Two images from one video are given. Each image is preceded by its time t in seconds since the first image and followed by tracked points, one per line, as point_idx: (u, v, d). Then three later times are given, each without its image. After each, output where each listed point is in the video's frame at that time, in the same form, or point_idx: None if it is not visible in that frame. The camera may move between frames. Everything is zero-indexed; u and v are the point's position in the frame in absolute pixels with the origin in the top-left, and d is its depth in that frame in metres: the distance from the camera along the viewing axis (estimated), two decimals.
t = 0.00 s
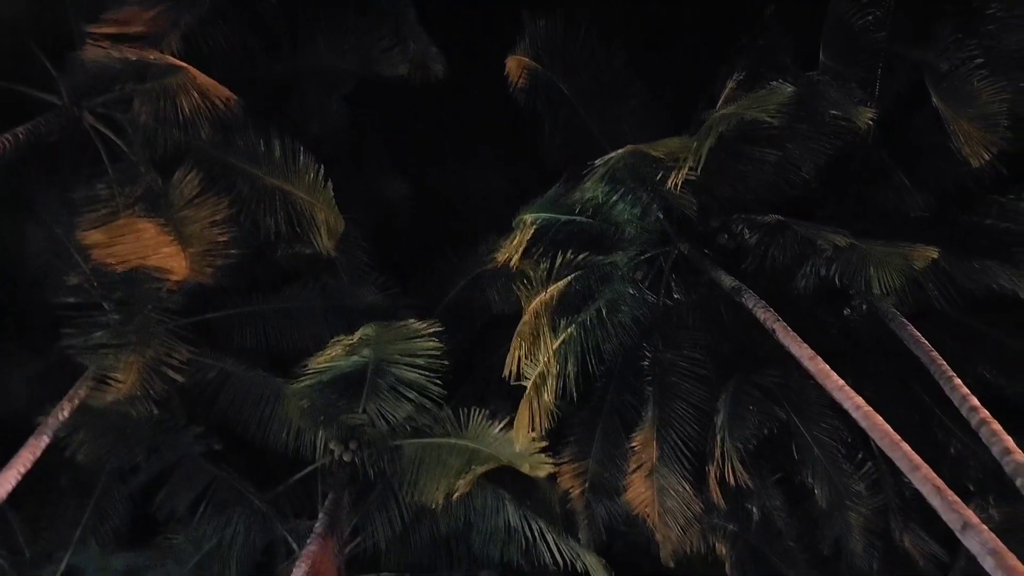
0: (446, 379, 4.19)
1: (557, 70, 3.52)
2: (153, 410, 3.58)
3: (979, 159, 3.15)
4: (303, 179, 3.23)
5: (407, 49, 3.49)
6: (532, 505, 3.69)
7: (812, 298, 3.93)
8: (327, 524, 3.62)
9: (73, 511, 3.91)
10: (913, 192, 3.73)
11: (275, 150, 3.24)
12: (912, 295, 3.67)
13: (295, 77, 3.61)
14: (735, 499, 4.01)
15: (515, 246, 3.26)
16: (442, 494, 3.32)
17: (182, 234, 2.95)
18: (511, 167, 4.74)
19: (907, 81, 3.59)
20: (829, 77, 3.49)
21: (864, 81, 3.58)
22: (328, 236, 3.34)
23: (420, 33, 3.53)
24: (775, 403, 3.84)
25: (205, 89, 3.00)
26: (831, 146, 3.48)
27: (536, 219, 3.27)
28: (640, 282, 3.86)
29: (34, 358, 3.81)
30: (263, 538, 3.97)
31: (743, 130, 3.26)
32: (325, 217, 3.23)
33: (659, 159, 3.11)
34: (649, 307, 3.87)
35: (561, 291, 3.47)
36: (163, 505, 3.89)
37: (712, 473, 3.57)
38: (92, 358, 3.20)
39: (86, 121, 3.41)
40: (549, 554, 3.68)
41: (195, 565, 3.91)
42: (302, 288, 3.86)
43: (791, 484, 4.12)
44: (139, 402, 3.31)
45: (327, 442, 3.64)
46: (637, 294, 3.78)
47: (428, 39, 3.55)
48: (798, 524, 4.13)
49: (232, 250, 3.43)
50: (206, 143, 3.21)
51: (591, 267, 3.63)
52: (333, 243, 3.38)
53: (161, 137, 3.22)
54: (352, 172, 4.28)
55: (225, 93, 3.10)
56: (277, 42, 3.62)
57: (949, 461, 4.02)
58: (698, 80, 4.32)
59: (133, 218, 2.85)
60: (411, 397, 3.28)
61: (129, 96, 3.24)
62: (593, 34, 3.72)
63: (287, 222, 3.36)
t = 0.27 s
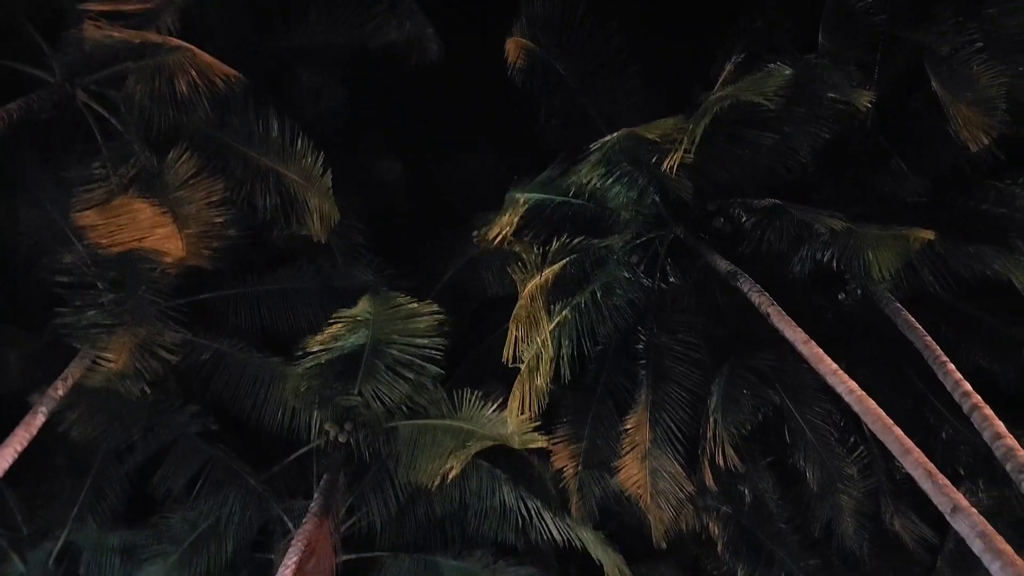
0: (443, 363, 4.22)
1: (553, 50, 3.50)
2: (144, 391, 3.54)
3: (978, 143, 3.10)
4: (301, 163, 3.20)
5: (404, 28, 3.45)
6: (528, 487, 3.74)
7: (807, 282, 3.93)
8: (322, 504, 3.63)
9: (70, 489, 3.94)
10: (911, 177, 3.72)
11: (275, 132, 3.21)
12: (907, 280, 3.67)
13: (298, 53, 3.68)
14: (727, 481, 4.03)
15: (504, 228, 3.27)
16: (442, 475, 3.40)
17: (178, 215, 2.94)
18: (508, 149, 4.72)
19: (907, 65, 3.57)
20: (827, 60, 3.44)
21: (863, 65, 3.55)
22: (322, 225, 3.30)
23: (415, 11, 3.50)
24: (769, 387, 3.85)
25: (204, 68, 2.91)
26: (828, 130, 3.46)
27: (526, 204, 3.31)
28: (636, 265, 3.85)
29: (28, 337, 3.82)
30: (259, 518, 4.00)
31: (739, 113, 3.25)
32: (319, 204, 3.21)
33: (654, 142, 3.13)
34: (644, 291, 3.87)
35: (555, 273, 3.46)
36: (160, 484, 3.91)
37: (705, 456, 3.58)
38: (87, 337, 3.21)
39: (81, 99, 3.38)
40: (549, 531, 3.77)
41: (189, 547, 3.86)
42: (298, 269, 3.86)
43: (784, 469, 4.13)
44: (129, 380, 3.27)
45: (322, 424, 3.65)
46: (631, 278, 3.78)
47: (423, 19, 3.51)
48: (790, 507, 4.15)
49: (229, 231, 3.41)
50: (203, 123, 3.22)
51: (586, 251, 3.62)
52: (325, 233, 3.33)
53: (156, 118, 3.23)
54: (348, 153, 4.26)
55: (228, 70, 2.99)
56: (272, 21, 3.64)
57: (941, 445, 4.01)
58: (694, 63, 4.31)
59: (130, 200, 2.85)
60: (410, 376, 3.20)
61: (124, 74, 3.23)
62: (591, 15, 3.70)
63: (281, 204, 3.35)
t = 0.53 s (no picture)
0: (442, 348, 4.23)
1: (552, 35, 3.49)
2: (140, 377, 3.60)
3: (979, 126, 3.08)
4: (299, 153, 3.20)
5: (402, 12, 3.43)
6: (529, 471, 3.77)
7: (805, 267, 3.94)
8: (322, 490, 3.65)
9: (71, 476, 3.95)
10: (911, 161, 3.71)
11: (275, 121, 3.21)
12: (907, 265, 3.66)
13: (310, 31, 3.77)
14: (726, 465, 4.06)
15: (499, 204, 3.33)
16: (441, 460, 3.41)
17: (176, 202, 2.92)
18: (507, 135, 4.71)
19: (908, 48, 3.55)
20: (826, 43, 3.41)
21: (864, 48, 3.52)
22: (318, 216, 3.28)
23: None
24: (767, 372, 3.86)
25: (204, 55, 2.84)
26: (828, 114, 3.45)
27: (519, 183, 3.38)
28: (635, 251, 3.83)
29: (24, 325, 3.79)
30: (259, 503, 4.01)
31: (739, 98, 3.22)
32: (316, 193, 3.19)
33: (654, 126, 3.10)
34: (643, 277, 3.87)
35: (555, 259, 3.45)
36: (161, 470, 3.91)
37: (704, 441, 3.60)
38: (77, 326, 3.17)
39: (77, 86, 3.36)
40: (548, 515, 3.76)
41: (190, 533, 3.86)
42: (297, 256, 3.86)
43: (782, 454, 4.15)
44: (123, 365, 3.30)
45: (322, 410, 3.65)
46: (630, 264, 3.77)
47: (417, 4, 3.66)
48: (788, 491, 4.17)
49: (227, 222, 3.41)
50: (200, 112, 3.25)
51: (585, 237, 3.62)
52: (321, 223, 3.32)
53: (155, 105, 3.23)
54: (346, 139, 4.25)
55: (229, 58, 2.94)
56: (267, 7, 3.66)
57: (938, 430, 4.03)
58: (694, 48, 4.29)
59: (127, 186, 2.81)
60: (407, 361, 3.23)
61: (120, 61, 3.21)
62: None
63: (277, 192, 3.32)
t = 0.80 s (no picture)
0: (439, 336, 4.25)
1: (548, 17, 3.48)
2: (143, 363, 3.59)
3: (980, 107, 3.07)
4: (296, 142, 3.18)
5: None
6: (531, 456, 3.79)
7: (805, 250, 3.94)
8: (326, 476, 3.66)
9: (76, 463, 3.97)
10: (912, 143, 3.69)
11: (271, 111, 3.20)
12: (908, 247, 3.65)
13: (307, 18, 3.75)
14: (727, 448, 4.08)
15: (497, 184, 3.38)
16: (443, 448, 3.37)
17: (173, 190, 2.92)
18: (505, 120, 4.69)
19: (910, 29, 3.51)
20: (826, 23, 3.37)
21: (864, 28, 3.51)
22: (315, 203, 3.27)
23: None
24: (767, 355, 3.86)
25: (199, 47, 2.86)
26: (828, 95, 3.42)
27: (517, 163, 3.42)
28: (635, 236, 3.82)
29: (25, 315, 3.80)
30: (263, 488, 4.05)
31: (739, 81, 3.18)
32: (314, 182, 3.18)
33: (655, 107, 3.09)
34: (643, 261, 3.86)
35: (555, 244, 3.46)
36: (164, 456, 3.93)
37: (704, 425, 3.60)
38: (78, 317, 3.17)
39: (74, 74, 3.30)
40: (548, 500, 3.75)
41: (195, 519, 3.90)
42: (296, 243, 3.86)
43: (784, 437, 4.15)
44: (122, 356, 3.26)
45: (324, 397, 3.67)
46: (629, 249, 3.75)
47: None
48: (788, 474, 4.18)
49: (225, 211, 3.41)
50: (195, 100, 3.22)
51: (585, 222, 3.62)
52: (318, 211, 3.34)
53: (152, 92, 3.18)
54: (344, 125, 4.23)
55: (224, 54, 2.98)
56: None
57: (939, 412, 4.03)
58: (692, 30, 4.26)
59: (124, 175, 2.79)
60: (405, 350, 3.25)
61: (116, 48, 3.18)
62: None
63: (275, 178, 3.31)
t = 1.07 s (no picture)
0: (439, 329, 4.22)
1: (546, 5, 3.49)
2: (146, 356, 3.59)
3: (980, 90, 3.05)
4: (290, 134, 3.17)
5: None
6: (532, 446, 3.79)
7: (805, 236, 3.94)
8: (328, 467, 3.67)
9: (81, 456, 3.99)
10: (913, 127, 3.66)
11: (266, 104, 3.19)
12: (909, 233, 3.63)
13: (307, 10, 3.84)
14: (728, 435, 4.08)
15: (498, 175, 3.33)
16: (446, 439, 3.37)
17: (171, 185, 2.94)
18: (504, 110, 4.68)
19: (908, 12, 3.49)
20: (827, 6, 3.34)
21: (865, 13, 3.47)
22: (312, 194, 3.26)
23: None
24: (768, 343, 3.86)
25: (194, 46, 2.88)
26: (828, 80, 3.40)
27: (517, 152, 3.35)
28: (634, 225, 3.81)
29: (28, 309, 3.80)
30: (265, 480, 4.05)
31: (738, 66, 3.17)
32: (309, 173, 3.18)
33: (655, 90, 3.08)
34: (643, 249, 3.85)
35: (552, 234, 3.44)
36: (167, 448, 3.94)
37: (704, 412, 3.60)
38: (82, 315, 3.19)
39: (71, 68, 3.33)
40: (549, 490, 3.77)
41: (199, 509, 3.92)
42: (295, 235, 3.86)
43: (784, 423, 4.19)
44: (127, 354, 3.31)
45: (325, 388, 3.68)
46: (629, 238, 3.75)
47: None
48: (789, 461, 4.19)
49: (223, 204, 3.41)
50: (192, 94, 3.20)
51: (582, 211, 3.59)
52: (315, 201, 3.32)
53: (148, 86, 3.17)
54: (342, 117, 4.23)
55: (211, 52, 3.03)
56: None
57: (941, 397, 4.01)
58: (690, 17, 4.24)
59: (119, 168, 2.80)
60: (405, 342, 3.28)
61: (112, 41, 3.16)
62: None
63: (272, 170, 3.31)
